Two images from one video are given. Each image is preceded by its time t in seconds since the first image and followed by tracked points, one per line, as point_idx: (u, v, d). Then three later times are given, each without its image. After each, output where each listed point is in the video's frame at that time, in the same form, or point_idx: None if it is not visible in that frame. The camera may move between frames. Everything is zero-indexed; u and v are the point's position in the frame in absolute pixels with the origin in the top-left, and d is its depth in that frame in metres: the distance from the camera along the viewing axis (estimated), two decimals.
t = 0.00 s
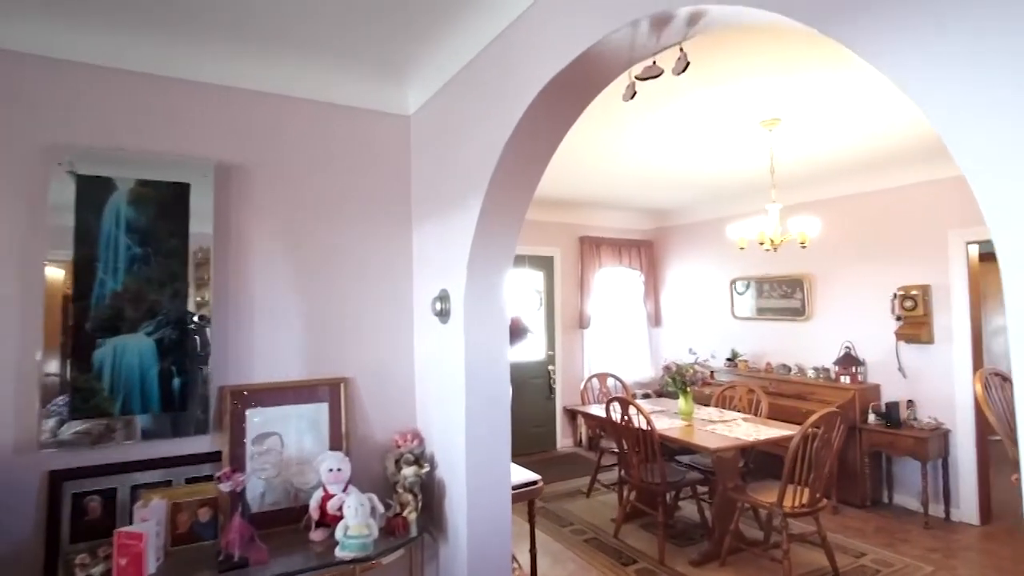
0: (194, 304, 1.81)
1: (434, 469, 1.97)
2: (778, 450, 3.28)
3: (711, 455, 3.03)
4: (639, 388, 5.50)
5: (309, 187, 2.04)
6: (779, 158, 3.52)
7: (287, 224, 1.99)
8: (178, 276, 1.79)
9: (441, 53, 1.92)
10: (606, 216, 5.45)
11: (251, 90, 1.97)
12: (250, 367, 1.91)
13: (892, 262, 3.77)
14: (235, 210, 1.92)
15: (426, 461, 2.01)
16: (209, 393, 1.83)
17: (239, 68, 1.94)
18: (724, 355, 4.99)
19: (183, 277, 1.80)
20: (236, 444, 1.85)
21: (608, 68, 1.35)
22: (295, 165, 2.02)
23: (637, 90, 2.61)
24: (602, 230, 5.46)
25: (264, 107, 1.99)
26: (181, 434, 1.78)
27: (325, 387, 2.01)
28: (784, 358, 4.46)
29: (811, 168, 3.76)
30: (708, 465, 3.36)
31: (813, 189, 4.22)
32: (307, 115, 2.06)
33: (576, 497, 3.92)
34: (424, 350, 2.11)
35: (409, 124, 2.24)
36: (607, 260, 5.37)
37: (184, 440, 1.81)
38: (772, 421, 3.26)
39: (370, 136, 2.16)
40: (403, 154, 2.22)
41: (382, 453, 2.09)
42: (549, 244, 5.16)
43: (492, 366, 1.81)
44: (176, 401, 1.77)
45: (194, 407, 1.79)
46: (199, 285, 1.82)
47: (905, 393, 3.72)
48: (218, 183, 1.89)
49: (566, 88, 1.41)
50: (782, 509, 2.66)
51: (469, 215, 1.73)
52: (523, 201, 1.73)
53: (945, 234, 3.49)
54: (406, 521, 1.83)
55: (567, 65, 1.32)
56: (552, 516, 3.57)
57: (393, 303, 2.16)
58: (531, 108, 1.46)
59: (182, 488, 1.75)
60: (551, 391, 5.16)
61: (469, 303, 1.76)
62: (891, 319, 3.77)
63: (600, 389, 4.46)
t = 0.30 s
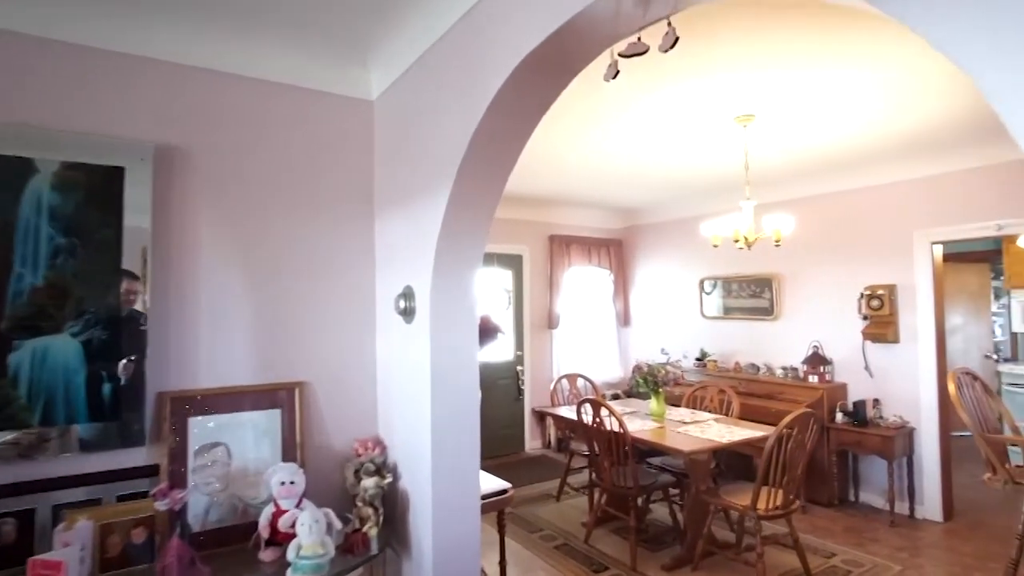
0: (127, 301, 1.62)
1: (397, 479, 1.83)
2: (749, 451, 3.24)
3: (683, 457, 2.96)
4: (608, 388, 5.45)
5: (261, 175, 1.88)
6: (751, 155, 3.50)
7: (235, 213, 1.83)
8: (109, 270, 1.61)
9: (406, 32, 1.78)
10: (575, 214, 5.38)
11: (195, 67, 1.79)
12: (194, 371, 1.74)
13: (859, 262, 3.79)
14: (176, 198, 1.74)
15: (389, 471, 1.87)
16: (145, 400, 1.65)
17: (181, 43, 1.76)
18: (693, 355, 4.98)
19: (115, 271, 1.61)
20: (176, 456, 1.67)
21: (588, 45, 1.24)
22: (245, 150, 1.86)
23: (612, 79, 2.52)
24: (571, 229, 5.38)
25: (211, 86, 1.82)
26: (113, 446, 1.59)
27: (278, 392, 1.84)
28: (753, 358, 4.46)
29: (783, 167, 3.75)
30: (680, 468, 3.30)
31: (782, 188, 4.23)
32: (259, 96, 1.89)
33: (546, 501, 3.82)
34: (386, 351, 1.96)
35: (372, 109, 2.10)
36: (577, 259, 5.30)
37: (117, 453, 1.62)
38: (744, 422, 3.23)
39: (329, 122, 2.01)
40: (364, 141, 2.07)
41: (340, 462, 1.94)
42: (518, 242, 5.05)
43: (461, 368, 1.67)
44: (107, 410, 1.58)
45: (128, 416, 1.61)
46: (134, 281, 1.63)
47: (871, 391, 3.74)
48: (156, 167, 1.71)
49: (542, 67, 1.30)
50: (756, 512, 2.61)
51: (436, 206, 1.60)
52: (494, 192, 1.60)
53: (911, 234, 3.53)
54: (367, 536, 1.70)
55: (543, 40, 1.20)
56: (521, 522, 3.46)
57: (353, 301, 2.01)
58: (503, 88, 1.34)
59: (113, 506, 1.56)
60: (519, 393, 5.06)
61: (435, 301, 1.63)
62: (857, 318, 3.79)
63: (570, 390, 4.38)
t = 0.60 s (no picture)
0: (32, 298, 1.41)
1: (346, 493, 1.68)
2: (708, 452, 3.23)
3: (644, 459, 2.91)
4: (565, 389, 5.39)
5: (193, 159, 1.68)
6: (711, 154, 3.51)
7: (163, 200, 1.63)
8: (10, 263, 1.38)
9: (360, 7, 1.63)
10: (533, 213, 5.29)
11: (115, 35, 1.57)
12: (114, 378, 1.54)
13: (813, 262, 3.86)
14: (92, 181, 1.53)
15: (336, 485, 1.72)
16: (53, 411, 1.44)
17: (99, 7, 1.54)
18: (649, 354, 4.97)
19: (17, 265, 1.39)
20: (91, 476, 1.47)
21: (561, 20, 1.12)
22: (175, 130, 1.66)
23: (578, 72, 2.44)
24: (528, 227, 5.29)
25: (132, 57, 1.60)
26: (16, 466, 1.39)
27: (211, 401, 1.66)
28: (709, 357, 4.48)
29: (743, 166, 3.77)
30: (640, 469, 3.26)
31: (738, 188, 4.27)
32: (192, 72, 1.70)
33: (503, 507, 3.71)
34: (333, 354, 1.81)
35: (321, 92, 1.93)
36: (534, 258, 5.22)
37: (19, 474, 1.41)
38: (703, 422, 3.21)
39: (273, 103, 1.83)
40: (312, 127, 1.91)
41: (282, 475, 1.78)
42: (474, 240, 4.93)
43: (417, 373, 1.54)
44: (8, 424, 1.37)
45: (34, 432, 1.40)
46: (37, 278, 1.41)
47: (823, 390, 3.81)
48: (68, 146, 1.49)
49: (509, 46, 1.18)
50: (718, 514, 2.58)
51: (390, 195, 1.46)
52: (454, 181, 1.48)
53: (862, 234, 3.63)
54: (311, 558, 1.55)
55: (510, 12, 1.07)
56: (478, 530, 3.34)
57: (297, 299, 1.85)
58: (465, 67, 1.21)
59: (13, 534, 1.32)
60: (475, 394, 4.94)
61: (388, 300, 1.49)
62: (810, 317, 3.85)
63: (528, 392, 4.28)
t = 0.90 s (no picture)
0: None
1: (283, 509, 1.53)
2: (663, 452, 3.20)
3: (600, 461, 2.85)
4: (519, 390, 5.30)
5: (108, 139, 1.49)
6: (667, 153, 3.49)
7: (71, 185, 1.43)
8: None
9: None
10: (487, 211, 5.19)
11: None
12: (9, 388, 1.33)
13: (763, 262, 3.91)
14: None
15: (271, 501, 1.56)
16: None
17: None
18: (604, 354, 4.95)
19: None
20: None
21: None
22: (86, 106, 1.46)
23: (536, 62, 2.35)
24: (482, 225, 5.19)
25: (34, 20, 1.40)
26: None
27: (128, 411, 1.47)
28: (662, 356, 4.49)
29: (698, 165, 3.79)
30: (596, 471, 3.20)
31: (691, 188, 4.30)
32: (107, 42, 1.50)
33: (456, 513, 3.59)
34: (270, 356, 1.65)
35: (258, 71, 1.76)
36: (488, 257, 5.11)
37: None
38: (659, 422, 3.18)
39: (202, 79, 1.65)
40: (247, 109, 1.74)
41: (211, 491, 1.61)
42: (426, 238, 4.79)
43: (362, 377, 1.41)
44: None
45: None
46: None
47: (773, 388, 3.86)
48: None
49: (464, 17, 1.07)
50: (675, 516, 2.54)
51: (333, 183, 1.33)
52: (403, 169, 1.36)
53: (811, 235, 3.70)
54: None
55: None
56: (430, 538, 3.20)
57: (230, 297, 1.68)
58: (417, 40, 1.09)
59: None
60: (428, 397, 4.79)
61: (330, 298, 1.35)
62: (761, 316, 3.90)
63: (481, 394, 4.17)
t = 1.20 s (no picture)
0: None
1: (218, 529, 1.39)
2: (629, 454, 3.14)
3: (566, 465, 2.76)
4: (484, 392, 5.19)
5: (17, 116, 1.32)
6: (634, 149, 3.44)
7: None
8: None
9: None
10: (451, 209, 5.07)
11: None
12: None
13: (728, 261, 3.90)
14: None
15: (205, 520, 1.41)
16: None
17: None
18: (570, 355, 4.88)
19: None
20: None
21: None
22: None
23: (501, 52, 2.25)
24: (446, 223, 5.07)
25: None
26: None
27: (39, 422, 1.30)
28: (628, 357, 4.45)
29: (666, 162, 3.75)
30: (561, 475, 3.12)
31: (657, 187, 4.27)
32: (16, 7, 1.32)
33: (417, 521, 3.46)
34: (205, 359, 1.50)
35: (194, 46, 1.60)
36: (452, 256, 4.99)
37: None
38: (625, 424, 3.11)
39: (131, 54, 1.49)
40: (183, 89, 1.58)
41: (138, 509, 1.45)
42: (387, 236, 4.64)
43: (305, 381, 1.28)
44: None
45: None
46: None
47: (738, 388, 3.86)
48: None
49: None
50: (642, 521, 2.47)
51: (271, 167, 1.19)
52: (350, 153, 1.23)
53: (775, 234, 3.71)
54: None
55: None
56: (389, 548, 3.06)
57: (162, 294, 1.51)
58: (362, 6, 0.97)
59: None
60: (389, 400, 4.64)
61: (269, 294, 1.22)
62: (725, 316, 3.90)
63: (444, 397, 4.04)
